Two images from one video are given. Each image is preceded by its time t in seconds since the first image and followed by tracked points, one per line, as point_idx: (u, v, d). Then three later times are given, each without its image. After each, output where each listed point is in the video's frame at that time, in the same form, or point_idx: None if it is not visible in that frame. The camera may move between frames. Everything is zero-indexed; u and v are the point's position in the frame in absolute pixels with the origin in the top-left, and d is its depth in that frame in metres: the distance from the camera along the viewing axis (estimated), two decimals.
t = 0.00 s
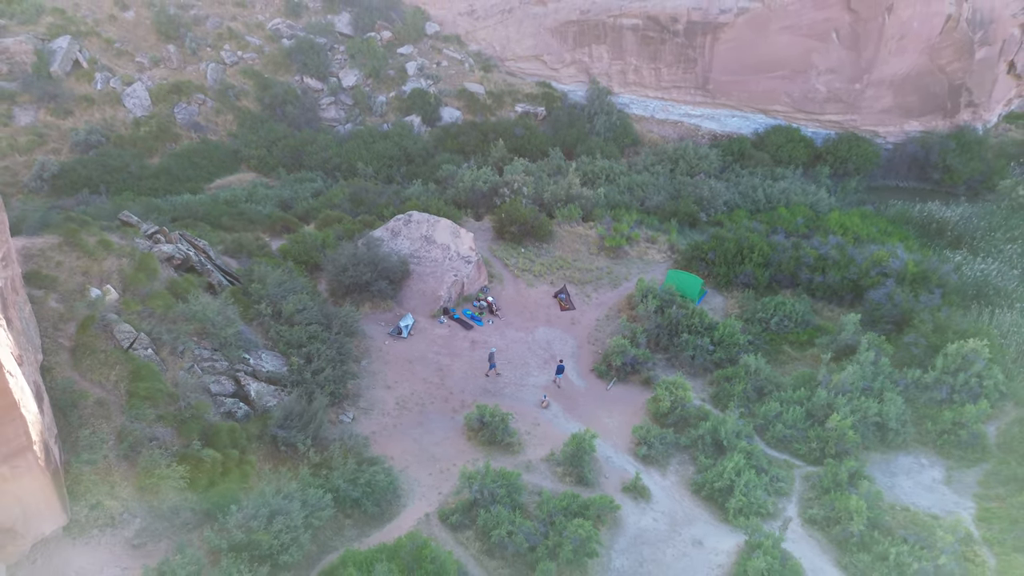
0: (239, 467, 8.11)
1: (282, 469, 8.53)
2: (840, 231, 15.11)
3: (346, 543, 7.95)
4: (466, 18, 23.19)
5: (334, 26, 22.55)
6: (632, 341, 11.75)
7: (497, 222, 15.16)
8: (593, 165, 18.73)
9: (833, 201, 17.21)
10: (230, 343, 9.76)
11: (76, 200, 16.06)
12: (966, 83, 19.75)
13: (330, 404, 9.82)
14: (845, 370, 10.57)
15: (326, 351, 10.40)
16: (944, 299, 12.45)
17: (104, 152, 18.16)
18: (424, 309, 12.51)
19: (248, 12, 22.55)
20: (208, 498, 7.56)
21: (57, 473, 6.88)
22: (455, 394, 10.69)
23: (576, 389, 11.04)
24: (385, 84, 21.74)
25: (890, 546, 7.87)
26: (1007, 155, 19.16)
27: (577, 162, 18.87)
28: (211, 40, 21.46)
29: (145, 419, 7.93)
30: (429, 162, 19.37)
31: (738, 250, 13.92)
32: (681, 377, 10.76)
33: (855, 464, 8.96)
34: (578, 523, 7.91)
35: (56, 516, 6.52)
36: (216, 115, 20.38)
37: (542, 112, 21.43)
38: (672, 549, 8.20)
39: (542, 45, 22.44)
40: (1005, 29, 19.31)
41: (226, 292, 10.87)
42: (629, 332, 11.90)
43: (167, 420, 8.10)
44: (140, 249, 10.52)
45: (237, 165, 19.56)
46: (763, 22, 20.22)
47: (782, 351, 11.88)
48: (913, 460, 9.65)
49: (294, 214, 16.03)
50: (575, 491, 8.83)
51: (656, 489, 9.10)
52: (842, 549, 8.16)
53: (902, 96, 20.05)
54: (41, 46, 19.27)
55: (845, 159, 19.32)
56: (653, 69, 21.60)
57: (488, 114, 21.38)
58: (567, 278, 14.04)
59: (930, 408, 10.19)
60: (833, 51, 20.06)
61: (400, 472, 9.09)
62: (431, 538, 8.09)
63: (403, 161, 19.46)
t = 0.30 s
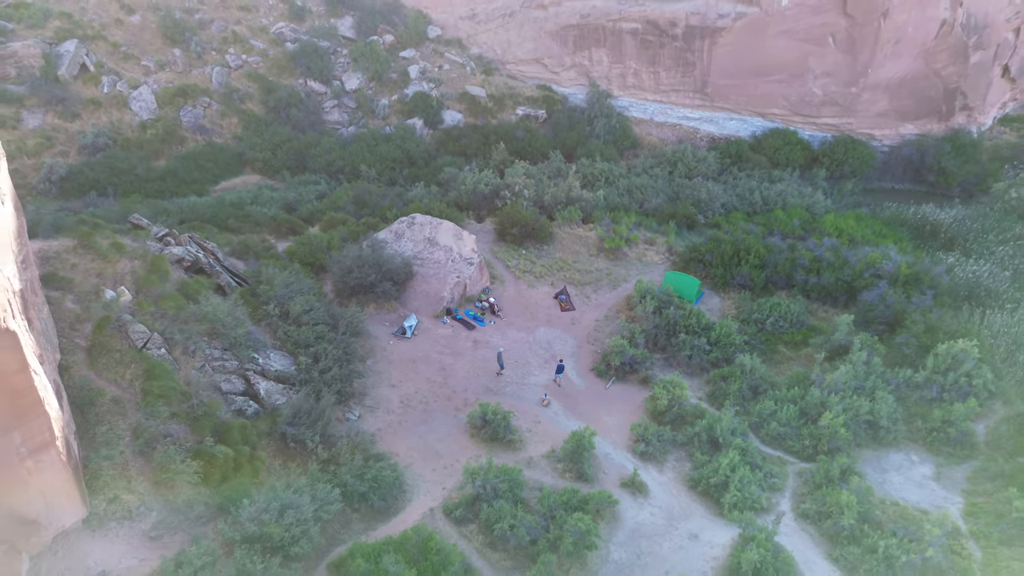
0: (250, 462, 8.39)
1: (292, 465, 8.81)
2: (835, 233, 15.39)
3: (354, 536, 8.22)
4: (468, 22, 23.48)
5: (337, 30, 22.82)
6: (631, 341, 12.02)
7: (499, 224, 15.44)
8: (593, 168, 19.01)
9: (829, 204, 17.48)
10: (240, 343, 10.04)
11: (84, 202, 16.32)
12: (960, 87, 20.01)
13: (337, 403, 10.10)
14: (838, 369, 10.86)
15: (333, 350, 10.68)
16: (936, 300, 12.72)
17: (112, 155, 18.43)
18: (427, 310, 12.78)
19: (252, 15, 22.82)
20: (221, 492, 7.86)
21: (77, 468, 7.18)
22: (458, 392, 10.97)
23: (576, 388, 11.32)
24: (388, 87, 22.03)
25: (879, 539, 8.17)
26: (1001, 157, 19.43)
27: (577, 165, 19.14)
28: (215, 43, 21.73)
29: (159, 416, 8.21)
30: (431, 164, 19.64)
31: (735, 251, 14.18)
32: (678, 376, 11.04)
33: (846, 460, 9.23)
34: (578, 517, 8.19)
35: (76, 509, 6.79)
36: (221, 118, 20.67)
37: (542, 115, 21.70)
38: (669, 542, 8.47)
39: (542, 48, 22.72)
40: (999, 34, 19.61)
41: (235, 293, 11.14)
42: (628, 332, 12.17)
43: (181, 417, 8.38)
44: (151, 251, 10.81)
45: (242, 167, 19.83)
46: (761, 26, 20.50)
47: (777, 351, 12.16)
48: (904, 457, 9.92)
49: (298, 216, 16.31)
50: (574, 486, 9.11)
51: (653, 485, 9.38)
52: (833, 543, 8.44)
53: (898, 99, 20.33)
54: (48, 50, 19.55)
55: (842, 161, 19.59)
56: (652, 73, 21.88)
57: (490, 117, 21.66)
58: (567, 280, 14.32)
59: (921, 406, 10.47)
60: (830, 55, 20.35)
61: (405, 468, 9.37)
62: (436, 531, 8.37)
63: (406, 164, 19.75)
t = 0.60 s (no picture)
0: (261, 458, 8.66)
1: (301, 461, 9.09)
2: (831, 235, 15.66)
3: (361, 529, 8.49)
4: (469, 26, 23.76)
5: (340, 33, 23.10)
6: (630, 341, 12.30)
7: (500, 226, 15.72)
8: (593, 170, 19.28)
9: (825, 206, 17.75)
10: (249, 343, 10.32)
11: (92, 204, 16.58)
12: (955, 90, 20.27)
13: (343, 401, 10.37)
14: (831, 369, 11.13)
15: (339, 350, 10.97)
16: (928, 301, 13.00)
17: (118, 157, 18.69)
18: (430, 311, 13.06)
19: (256, 19, 23.10)
20: (233, 487, 8.15)
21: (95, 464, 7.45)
22: (461, 391, 11.25)
23: (576, 387, 11.60)
24: (390, 90, 22.30)
25: (869, 532, 8.45)
26: (995, 160, 19.69)
27: (577, 167, 19.41)
28: (220, 47, 22.00)
29: (173, 414, 8.48)
30: (433, 167, 19.91)
31: (732, 253, 14.45)
32: (676, 375, 11.31)
33: (838, 457, 9.50)
34: (578, 511, 8.47)
35: (95, 502, 7.05)
36: (226, 121, 20.94)
37: (543, 117, 21.99)
38: (666, 536, 8.75)
39: (543, 52, 23.01)
40: (993, 39, 19.91)
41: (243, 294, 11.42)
42: (627, 332, 12.45)
43: (193, 414, 8.65)
44: (162, 253, 11.09)
45: (246, 169, 20.11)
46: (758, 30, 20.77)
47: (772, 351, 12.44)
48: (895, 454, 10.19)
49: (303, 218, 16.58)
50: (574, 481, 9.38)
51: (651, 481, 9.65)
52: (825, 536, 8.72)
53: (894, 102, 20.62)
54: (55, 54, 19.80)
55: (838, 164, 19.87)
56: (651, 76, 22.15)
57: (491, 119, 21.94)
58: (567, 281, 14.59)
59: (912, 404, 10.75)
60: (826, 59, 20.64)
61: (410, 464, 9.64)
62: (441, 525, 8.65)
63: (408, 166, 20.02)
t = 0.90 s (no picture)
0: (270, 455, 8.94)
1: (309, 457, 9.37)
2: (826, 237, 15.94)
3: (367, 523, 8.77)
4: (470, 29, 24.05)
5: (343, 37, 23.36)
6: (628, 341, 12.59)
7: (502, 229, 16.01)
8: (593, 173, 19.56)
9: (821, 208, 18.03)
10: (258, 343, 10.61)
11: (99, 206, 16.84)
12: (950, 94, 20.53)
13: (349, 399, 10.66)
14: (825, 368, 11.41)
15: (345, 350, 11.25)
16: (920, 302, 13.27)
17: (125, 160, 18.97)
18: (433, 312, 13.33)
19: (260, 23, 23.39)
20: (244, 483, 8.45)
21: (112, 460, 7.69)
22: (464, 390, 11.53)
23: (576, 386, 11.88)
24: (392, 94, 22.52)
25: (860, 527, 8.74)
26: (990, 162, 19.96)
27: (577, 170, 19.68)
28: (224, 51, 22.28)
29: (186, 412, 8.76)
30: (435, 169, 20.18)
31: (729, 255, 14.75)
32: (674, 375, 11.58)
33: (831, 454, 9.77)
34: (578, 506, 8.75)
35: (114, 497, 7.26)
36: (230, 124, 21.21)
37: (543, 121, 22.28)
38: (663, 530, 9.03)
39: (543, 56, 23.31)
40: (987, 43, 20.16)
41: (251, 295, 11.70)
42: (626, 333, 12.73)
43: (205, 412, 8.94)
44: (172, 256, 11.38)
45: (251, 172, 20.40)
46: (756, 35, 21.06)
47: (768, 351, 12.72)
48: (886, 451, 10.47)
49: (308, 221, 16.86)
50: (574, 478, 9.67)
51: (649, 477, 9.92)
52: (817, 531, 8.99)
53: (889, 106, 20.90)
54: (62, 58, 20.08)
55: (834, 166, 20.16)
56: (650, 80, 22.44)
57: (492, 122, 22.23)
58: (568, 282, 14.87)
59: (903, 403, 11.02)
60: (823, 63, 20.92)
61: (414, 461, 9.92)
62: (445, 520, 8.93)
63: (411, 169, 20.30)
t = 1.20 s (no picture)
0: (280, 451, 9.22)
1: (317, 454, 9.65)
2: (822, 239, 16.23)
3: (374, 518, 9.05)
4: (472, 33, 24.33)
5: (346, 41, 23.63)
6: (627, 341, 12.88)
7: (503, 230, 16.29)
8: (593, 175, 19.84)
9: (818, 210, 18.30)
10: (267, 342, 10.90)
11: (107, 208, 17.13)
12: (945, 97, 20.76)
13: (355, 398, 10.94)
14: (819, 367, 11.69)
15: (351, 350, 11.54)
16: (913, 303, 13.55)
17: (132, 163, 19.26)
18: (437, 312, 13.61)
19: (264, 27, 23.68)
20: (255, 478, 8.75)
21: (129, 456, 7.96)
22: (467, 389, 11.82)
23: (576, 385, 12.16)
24: (395, 97, 22.80)
25: (851, 521, 9.03)
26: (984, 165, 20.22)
27: (578, 172, 19.97)
28: (229, 55, 22.57)
29: (198, 410, 9.04)
30: (437, 172, 20.46)
31: (726, 257, 15.05)
32: (671, 374, 11.86)
33: (824, 451, 10.05)
34: (578, 501, 9.04)
35: (131, 492, 7.54)
36: (235, 127, 21.49)
37: (544, 123, 22.56)
38: (661, 524, 9.32)
39: (544, 59, 23.61)
40: (982, 47, 20.37)
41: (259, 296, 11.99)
42: (625, 333, 13.02)
43: (217, 410, 9.22)
44: (182, 258, 11.67)
45: (256, 174, 20.71)
46: (753, 39, 21.32)
47: (764, 350, 13.00)
48: (879, 448, 10.74)
49: (313, 223, 17.16)
50: (574, 474, 9.95)
51: (648, 473, 10.21)
52: (810, 525, 9.28)
53: (885, 109, 21.17)
54: (69, 62, 20.37)
55: (831, 169, 20.44)
56: (649, 83, 22.75)
57: (494, 125, 22.50)
58: (568, 283, 15.16)
59: (895, 402, 11.29)
60: (820, 67, 21.17)
61: (419, 458, 10.21)
62: (449, 514, 9.21)
63: (413, 171, 20.58)
